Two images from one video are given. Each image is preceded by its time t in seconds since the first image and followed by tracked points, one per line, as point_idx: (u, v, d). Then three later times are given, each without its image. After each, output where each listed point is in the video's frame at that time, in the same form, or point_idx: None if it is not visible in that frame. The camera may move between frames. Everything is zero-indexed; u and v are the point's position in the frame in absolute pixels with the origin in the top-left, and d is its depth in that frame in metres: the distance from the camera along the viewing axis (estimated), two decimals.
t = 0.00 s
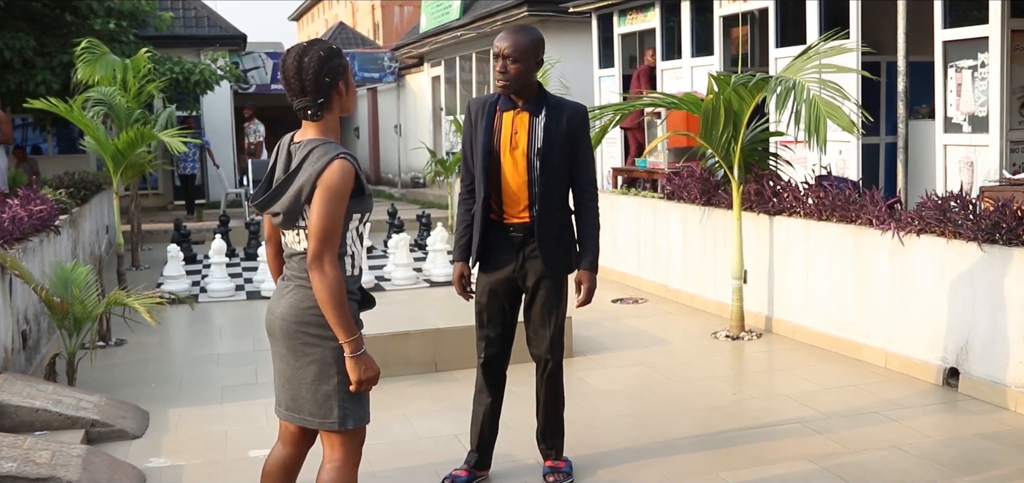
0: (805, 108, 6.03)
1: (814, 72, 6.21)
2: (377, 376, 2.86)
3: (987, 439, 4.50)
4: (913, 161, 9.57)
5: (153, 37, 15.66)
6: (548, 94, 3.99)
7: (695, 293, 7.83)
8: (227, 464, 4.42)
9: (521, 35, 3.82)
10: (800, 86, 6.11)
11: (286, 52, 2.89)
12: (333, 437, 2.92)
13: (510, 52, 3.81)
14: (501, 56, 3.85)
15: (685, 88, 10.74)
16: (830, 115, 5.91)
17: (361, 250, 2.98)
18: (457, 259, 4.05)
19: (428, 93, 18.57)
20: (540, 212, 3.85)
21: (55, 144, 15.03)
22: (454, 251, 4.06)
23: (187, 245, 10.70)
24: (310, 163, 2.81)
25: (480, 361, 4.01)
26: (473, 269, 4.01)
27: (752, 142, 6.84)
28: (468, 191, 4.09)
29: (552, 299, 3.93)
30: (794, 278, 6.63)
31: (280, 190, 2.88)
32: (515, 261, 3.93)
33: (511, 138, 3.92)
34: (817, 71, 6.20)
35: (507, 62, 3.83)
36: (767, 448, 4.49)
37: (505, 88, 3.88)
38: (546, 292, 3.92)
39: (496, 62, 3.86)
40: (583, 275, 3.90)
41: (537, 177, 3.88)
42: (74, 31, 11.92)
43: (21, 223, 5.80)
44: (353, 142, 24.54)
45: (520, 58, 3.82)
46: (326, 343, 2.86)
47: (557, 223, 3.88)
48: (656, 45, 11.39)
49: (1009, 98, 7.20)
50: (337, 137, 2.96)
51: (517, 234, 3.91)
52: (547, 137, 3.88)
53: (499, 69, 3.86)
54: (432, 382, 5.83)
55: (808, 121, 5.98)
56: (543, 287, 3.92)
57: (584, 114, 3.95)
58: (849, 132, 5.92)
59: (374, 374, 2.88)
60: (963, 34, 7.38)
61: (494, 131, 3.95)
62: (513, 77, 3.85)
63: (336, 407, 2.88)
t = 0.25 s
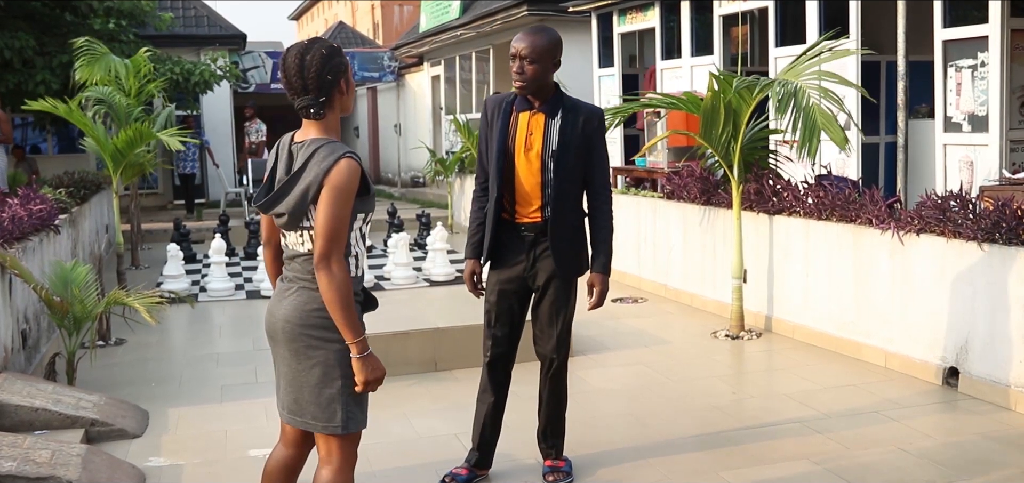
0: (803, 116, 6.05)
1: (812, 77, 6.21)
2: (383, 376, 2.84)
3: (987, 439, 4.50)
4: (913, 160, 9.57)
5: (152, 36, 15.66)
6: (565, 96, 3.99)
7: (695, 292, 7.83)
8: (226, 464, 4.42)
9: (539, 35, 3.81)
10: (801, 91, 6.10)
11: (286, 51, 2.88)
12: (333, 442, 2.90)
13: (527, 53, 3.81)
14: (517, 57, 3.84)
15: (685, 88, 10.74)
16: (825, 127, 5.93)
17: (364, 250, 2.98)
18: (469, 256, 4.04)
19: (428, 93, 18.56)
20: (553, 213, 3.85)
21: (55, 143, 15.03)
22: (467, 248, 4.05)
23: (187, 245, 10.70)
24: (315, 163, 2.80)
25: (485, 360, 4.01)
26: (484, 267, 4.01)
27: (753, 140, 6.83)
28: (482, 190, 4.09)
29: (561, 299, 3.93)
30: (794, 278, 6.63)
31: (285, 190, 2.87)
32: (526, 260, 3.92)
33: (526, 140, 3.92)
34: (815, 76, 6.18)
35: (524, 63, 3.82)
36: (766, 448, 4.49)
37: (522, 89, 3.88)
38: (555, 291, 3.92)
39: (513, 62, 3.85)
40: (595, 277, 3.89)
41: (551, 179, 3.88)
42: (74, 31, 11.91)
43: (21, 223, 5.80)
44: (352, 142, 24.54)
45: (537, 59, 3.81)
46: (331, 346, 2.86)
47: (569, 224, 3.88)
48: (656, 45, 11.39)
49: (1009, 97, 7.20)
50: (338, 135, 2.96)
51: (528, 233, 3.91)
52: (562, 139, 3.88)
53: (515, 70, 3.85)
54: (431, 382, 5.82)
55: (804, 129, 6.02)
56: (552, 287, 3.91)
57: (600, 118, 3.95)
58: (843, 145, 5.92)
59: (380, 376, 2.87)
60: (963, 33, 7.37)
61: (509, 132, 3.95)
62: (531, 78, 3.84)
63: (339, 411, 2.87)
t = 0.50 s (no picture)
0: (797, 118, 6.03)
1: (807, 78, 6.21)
2: (395, 378, 2.85)
3: (987, 438, 4.50)
4: (913, 160, 9.57)
5: (151, 36, 15.66)
6: (576, 96, 3.98)
7: (695, 292, 7.83)
8: (226, 463, 4.42)
9: (551, 35, 3.80)
10: (795, 92, 6.10)
11: (286, 49, 2.87)
12: (333, 445, 2.89)
13: (538, 52, 3.81)
14: (529, 56, 3.83)
15: (684, 87, 10.74)
16: (819, 128, 5.91)
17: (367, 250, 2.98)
18: (475, 253, 4.05)
19: (428, 92, 18.56)
20: (559, 213, 3.85)
21: (54, 143, 15.03)
22: (473, 245, 4.05)
23: (186, 244, 10.70)
24: (323, 161, 2.79)
25: (487, 357, 4.02)
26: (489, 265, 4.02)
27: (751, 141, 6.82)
28: (489, 187, 4.09)
29: (565, 299, 3.93)
30: (794, 277, 6.63)
31: (292, 188, 2.84)
32: (531, 259, 3.93)
33: (535, 139, 3.91)
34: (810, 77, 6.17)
35: (535, 63, 3.82)
36: (766, 447, 4.48)
37: (533, 88, 3.87)
38: (559, 291, 3.92)
39: (524, 62, 3.85)
40: (603, 280, 3.88)
41: (558, 179, 3.87)
42: (74, 30, 11.91)
43: (21, 223, 5.80)
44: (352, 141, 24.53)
45: (549, 59, 3.81)
46: (334, 348, 2.84)
47: (576, 224, 3.88)
48: (656, 44, 11.39)
49: (1009, 97, 7.20)
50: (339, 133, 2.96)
51: (533, 232, 3.91)
52: (571, 139, 3.87)
53: (526, 69, 3.85)
54: (431, 381, 5.82)
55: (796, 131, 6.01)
56: (557, 287, 3.92)
57: (610, 118, 3.94)
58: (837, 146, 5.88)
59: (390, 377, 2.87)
60: (963, 33, 7.37)
61: (518, 130, 3.95)
62: (542, 77, 3.84)
63: (341, 414, 2.85)
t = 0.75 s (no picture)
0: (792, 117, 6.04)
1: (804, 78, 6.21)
2: (408, 375, 2.86)
3: (987, 438, 4.50)
4: (912, 159, 9.57)
5: (151, 35, 15.66)
6: (579, 95, 3.98)
7: (695, 291, 7.83)
8: (226, 463, 4.42)
9: (555, 34, 3.80)
10: (792, 91, 6.12)
11: (286, 47, 2.87)
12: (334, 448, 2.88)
13: (543, 51, 3.80)
14: (534, 54, 3.83)
15: (684, 87, 10.74)
16: (814, 127, 5.91)
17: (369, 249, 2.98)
18: (476, 250, 4.05)
19: (428, 91, 18.56)
20: (560, 211, 3.85)
21: (54, 142, 15.04)
22: (475, 242, 4.04)
23: (186, 243, 10.69)
24: (330, 160, 2.79)
25: (487, 354, 4.03)
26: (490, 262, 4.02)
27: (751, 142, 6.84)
28: (491, 185, 4.09)
29: (565, 297, 3.92)
30: (794, 277, 6.63)
31: (298, 188, 2.83)
32: (532, 257, 3.92)
33: (537, 137, 3.92)
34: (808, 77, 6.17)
35: (539, 61, 3.82)
36: (766, 447, 4.48)
37: (537, 86, 3.88)
38: (559, 290, 3.91)
39: (528, 60, 3.85)
40: (606, 281, 3.86)
41: (560, 177, 3.87)
42: (74, 29, 11.91)
43: (21, 222, 5.80)
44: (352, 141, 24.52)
45: (553, 57, 3.81)
46: (337, 351, 2.83)
47: (576, 223, 3.87)
48: (656, 44, 11.39)
49: (1009, 96, 7.21)
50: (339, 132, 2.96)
51: (534, 230, 3.90)
52: (573, 138, 3.87)
53: (531, 68, 3.85)
54: (431, 381, 5.82)
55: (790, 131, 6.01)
56: (557, 286, 3.91)
57: (613, 118, 3.94)
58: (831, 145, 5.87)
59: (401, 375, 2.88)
60: (962, 32, 7.37)
61: (521, 128, 3.96)
62: (547, 75, 3.84)
63: (344, 417, 2.85)
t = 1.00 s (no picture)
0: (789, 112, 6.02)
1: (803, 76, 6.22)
2: (410, 374, 2.87)
3: (987, 437, 4.50)
4: (912, 159, 9.57)
5: (151, 35, 15.66)
6: (577, 94, 3.98)
7: (695, 291, 7.83)
8: (225, 462, 4.42)
9: (552, 32, 3.81)
10: (790, 88, 6.11)
11: (285, 47, 2.87)
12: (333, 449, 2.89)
13: (541, 49, 3.81)
14: (531, 53, 3.83)
15: (684, 86, 10.74)
16: (809, 122, 5.88)
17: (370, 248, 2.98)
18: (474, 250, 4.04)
19: (428, 91, 18.55)
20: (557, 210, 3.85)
21: (54, 142, 15.04)
22: (473, 242, 4.05)
23: (186, 243, 10.69)
24: (331, 160, 2.79)
25: (485, 353, 4.03)
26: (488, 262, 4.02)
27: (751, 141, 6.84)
28: (489, 184, 4.10)
29: (562, 297, 3.92)
30: (794, 277, 6.63)
31: (298, 189, 2.83)
32: (529, 257, 3.92)
33: (535, 135, 3.92)
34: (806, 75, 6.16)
35: (537, 60, 3.83)
36: (766, 446, 4.48)
37: (535, 85, 3.88)
38: (556, 289, 3.91)
39: (526, 59, 3.85)
40: (604, 280, 3.85)
41: (557, 176, 3.87)
42: (74, 29, 11.90)
43: (21, 222, 5.80)
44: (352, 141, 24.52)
45: (551, 55, 3.81)
46: (337, 351, 2.83)
47: (573, 222, 3.87)
48: (655, 43, 11.39)
49: (1009, 96, 7.21)
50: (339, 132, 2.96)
51: (531, 229, 3.90)
52: (570, 137, 3.87)
53: (528, 66, 3.85)
54: (431, 381, 5.82)
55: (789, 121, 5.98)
56: (553, 285, 3.91)
57: (611, 117, 3.94)
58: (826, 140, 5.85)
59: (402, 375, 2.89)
60: (963, 32, 7.37)
61: (519, 127, 3.96)
62: (545, 74, 3.84)
63: (344, 417, 2.85)
